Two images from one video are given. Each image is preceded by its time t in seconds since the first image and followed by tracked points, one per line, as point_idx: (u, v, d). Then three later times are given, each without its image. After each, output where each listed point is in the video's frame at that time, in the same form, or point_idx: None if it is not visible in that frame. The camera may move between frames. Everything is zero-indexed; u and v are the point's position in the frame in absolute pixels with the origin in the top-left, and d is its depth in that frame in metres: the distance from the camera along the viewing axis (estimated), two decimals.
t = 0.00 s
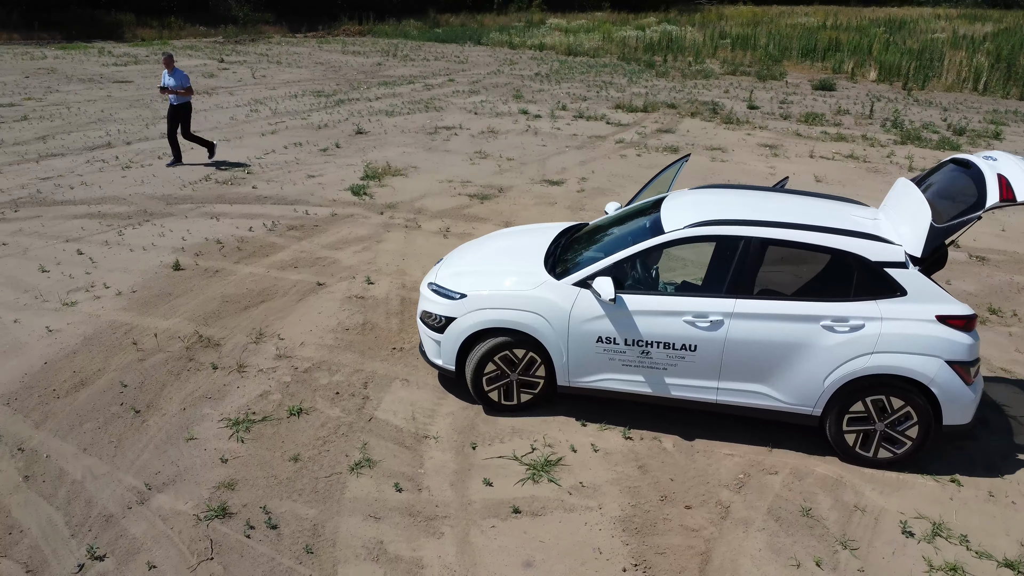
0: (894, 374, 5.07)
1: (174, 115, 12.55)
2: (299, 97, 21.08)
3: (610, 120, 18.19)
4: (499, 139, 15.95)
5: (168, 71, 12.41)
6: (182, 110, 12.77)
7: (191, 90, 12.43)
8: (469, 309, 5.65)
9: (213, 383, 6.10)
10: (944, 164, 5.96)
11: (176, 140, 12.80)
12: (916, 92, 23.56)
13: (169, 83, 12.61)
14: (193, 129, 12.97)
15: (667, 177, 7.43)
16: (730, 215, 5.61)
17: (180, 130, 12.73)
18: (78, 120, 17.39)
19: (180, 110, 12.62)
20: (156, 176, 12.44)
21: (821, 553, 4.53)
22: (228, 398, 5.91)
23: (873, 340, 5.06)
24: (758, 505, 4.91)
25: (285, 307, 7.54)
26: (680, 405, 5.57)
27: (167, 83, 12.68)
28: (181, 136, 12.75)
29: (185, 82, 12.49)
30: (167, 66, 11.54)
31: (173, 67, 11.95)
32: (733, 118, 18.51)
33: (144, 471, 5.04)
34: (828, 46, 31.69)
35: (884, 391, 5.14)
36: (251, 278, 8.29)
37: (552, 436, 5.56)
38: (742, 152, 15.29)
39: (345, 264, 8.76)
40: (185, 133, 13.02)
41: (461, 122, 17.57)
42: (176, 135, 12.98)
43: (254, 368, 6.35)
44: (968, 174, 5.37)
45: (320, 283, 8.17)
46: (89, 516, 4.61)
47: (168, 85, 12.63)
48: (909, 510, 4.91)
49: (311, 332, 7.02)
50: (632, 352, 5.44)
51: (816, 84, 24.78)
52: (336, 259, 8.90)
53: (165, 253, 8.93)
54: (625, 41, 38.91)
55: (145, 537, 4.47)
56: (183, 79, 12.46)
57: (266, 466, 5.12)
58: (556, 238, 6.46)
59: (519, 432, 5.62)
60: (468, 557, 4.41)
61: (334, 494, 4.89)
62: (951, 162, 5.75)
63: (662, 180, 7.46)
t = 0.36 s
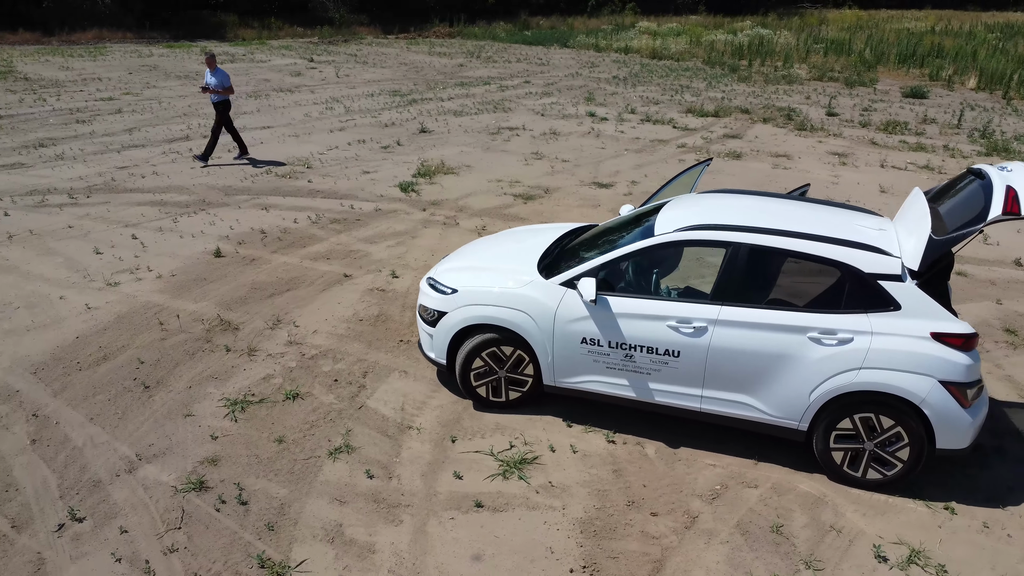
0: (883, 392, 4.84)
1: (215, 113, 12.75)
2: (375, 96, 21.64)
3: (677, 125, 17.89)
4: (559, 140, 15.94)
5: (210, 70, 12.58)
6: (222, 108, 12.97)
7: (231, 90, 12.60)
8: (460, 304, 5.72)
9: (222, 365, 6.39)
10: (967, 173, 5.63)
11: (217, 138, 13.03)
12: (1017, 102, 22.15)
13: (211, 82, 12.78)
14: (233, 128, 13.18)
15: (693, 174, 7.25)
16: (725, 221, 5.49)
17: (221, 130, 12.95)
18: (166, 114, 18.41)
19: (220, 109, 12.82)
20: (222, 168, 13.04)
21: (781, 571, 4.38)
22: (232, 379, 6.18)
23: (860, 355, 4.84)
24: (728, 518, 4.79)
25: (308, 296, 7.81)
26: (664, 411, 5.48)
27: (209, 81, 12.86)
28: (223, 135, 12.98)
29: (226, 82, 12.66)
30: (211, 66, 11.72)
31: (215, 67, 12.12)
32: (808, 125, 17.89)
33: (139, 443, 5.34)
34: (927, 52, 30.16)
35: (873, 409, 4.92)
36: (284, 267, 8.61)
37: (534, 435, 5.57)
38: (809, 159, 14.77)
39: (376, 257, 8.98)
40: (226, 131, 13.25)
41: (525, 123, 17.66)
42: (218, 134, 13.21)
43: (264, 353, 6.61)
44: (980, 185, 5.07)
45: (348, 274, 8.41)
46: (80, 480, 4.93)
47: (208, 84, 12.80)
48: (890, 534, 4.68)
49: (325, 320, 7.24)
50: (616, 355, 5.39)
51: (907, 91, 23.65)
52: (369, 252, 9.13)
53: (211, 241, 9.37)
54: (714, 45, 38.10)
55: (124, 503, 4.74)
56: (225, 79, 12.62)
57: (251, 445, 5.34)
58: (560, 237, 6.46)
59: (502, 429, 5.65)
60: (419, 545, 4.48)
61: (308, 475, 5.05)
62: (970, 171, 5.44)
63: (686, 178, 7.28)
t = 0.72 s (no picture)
0: (861, 407, 4.67)
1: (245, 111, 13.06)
2: (439, 97, 21.97)
3: (736, 130, 17.51)
4: (611, 143, 15.85)
5: (243, 69, 12.93)
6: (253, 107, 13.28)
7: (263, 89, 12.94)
8: (449, 299, 5.80)
9: (232, 349, 6.66)
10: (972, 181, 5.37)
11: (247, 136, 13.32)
12: None
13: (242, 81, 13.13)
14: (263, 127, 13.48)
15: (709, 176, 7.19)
16: (713, 224, 5.39)
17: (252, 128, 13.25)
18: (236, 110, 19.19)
19: (251, 107, 13.13)
20: (276, 163, 13.51)
21: None
22: (237, 363, 6.44)
23: (839, 367, 4.68)
24: (693, 526, 4.70)
25: (328, 287, 8.04)
26: (645, 415, 5.42)
27: (241, 80, 13.20)
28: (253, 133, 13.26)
29: (258, 81, 13.01)
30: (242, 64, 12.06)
31: (247, 65, 12.47)
32: (875, 133, 17.23)
33: (138, 418, 5.63)
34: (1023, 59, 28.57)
35: (853, 423, 4.74)
36: (312, 260, 8.89)
37: (514, 432, 5.60)
38: (869, 168, 14.24)
39: (402, 253, 9.15)
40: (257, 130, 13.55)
41: (581, 126, 17.62)
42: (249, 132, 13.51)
43: (274, 340, 6.85)
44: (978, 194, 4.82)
45: (371, 268, 8.62)
46: (76, 450, 5.23)
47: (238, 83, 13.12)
48: (860, 554, 4.50)
49: (338, 312, 7.45)
50: (597, 357, 5.36)
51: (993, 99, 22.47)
52: (396, 248, 9.32)
53: (249, 232, 9.75)
54: (794, 49, 37.07)
55: (112, 473, 5.02)
56: (256, 78, 12.97)
57: (240, 426, 5.56)
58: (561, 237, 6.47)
59: (485, 424, 5.71)
60: (376, 532, 4.57)
61: (287, 457, 5.23)
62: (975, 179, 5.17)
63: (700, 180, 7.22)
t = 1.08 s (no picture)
0: (829, 423, 4.50)
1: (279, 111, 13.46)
2: (505, 98, 22.14)
3: (802, 136, 16.95)
4: (667, 147, 15.63)
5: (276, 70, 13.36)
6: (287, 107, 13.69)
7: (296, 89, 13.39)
8: (438, 295, 5.90)
9: (243, 335, 6.95)
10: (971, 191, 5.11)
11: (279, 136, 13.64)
12: None
13: (275, 82, 13.57)
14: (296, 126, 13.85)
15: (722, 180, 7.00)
16: (696, 228, 5.29)
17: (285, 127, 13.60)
18: (308, 108, 19.87)
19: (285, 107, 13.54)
20: (331, 159, 13.94)
21: None
22: (245, 348, 6.71)
23: (808, 381, 4.52)
24: (650, 533, 4.64)
25: (348, 280, 8.27)
26: (621, 419, 5.37)
27: (273, 82, 13.63)
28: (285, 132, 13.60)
29: (292, 81, 13.48)
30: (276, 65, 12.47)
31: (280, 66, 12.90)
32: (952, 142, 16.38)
33: (141, 394, 5.95)
34: None
35: (821, 439, 4.57)
36: (341, 253, 9.15)
37: (492, 429, 5.64)
38: (936, 179, 13.55)
39: (428, 249, 9.31)
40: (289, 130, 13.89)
41: (640, 129, 17.44)
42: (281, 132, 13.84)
43: (284, 328, 7.11)
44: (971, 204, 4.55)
45: (395, 264, 8.81)
46: (79, 421, 5.58)
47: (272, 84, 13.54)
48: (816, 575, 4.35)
49: (352, 304, 7.65)
50: (573, 358, 5.34)
51: None
52: (424, 244, 9.48)
53: (288, 225, 10.12)
54: (887, 54, 35.54)
55: (105, 444, 5.33)
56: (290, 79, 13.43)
57: (232, 408, 5.81)
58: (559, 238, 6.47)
59: (466, 420, 5.77)
60: (334, 516, 4.70)
61: (268, 439, 5.43)
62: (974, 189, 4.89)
63: (713, 183, 7.01)
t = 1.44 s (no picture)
0: (788, 435, 4.37)
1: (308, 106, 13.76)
2: (570, 99, 22.12)
3: (868, 143, 16.29)
4: (722, 151, 15.32)
5: (306, 66, 13.70)
6: (315, 103, 14.00)
7: (326, 84, 13.73)
8: (426, 290, 6.00)
9: (254, 321, 7.24)
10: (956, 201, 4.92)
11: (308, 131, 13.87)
12: None
13: (305, 77, 13.90)
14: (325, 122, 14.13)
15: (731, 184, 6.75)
16: (674, 231, 5.22)
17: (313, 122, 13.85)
18: (373, 105, 20.37)
19: (313, 102, 13.85)
20: (382, 156, 14.27)
21: None
22: (253, 334, 6.99)
23: (767, 391, 4.40)
24: (602, 535, 4.61)
25: (367, 273, 8.49)
26: (593, 421, 5.35)
27: (303, 77, 13.96)
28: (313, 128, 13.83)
29: (320, 78, 13.83)
30: (305, 62, 12.78)
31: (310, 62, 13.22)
32: None
33: (148, 372, 6.29)
34: None
35: (781, 451, 4.43)
36: (367, 246, 9.38)
37: (470, 424, 5.70)
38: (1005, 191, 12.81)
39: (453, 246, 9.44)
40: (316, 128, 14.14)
41: (699, 132, 17.14)
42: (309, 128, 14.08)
43: (294, 316, 7.36)
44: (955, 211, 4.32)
45: (416, 258, 8.97)
46: (86, 394, 5.95)
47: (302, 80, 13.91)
48: None
49: (365, 296, 7.85)
50: (547, 357, 5.35)
51: None
52: (449, 241, 9.62)
53: (324, 218, 10.44)
54: (985, 59, 33.68)
55: (103, 417, 5.66)
56: (319, 75, 13.76)
57: (227, 389, 6.07)
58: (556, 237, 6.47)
59: (448, 414, 5.85)
60: (296, 498, 4.86)
61: (253, 421, 5.65)
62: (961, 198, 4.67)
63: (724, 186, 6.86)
